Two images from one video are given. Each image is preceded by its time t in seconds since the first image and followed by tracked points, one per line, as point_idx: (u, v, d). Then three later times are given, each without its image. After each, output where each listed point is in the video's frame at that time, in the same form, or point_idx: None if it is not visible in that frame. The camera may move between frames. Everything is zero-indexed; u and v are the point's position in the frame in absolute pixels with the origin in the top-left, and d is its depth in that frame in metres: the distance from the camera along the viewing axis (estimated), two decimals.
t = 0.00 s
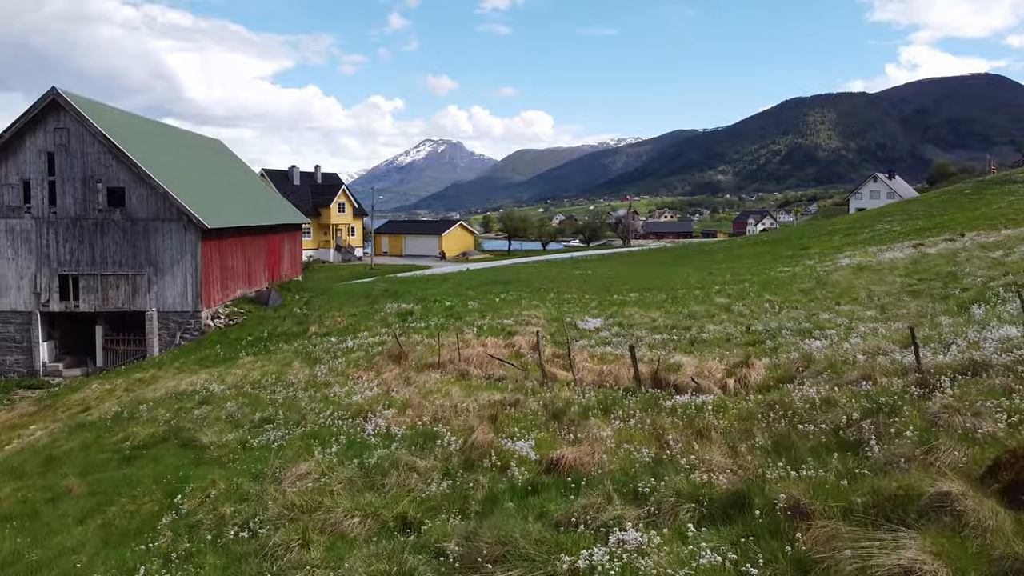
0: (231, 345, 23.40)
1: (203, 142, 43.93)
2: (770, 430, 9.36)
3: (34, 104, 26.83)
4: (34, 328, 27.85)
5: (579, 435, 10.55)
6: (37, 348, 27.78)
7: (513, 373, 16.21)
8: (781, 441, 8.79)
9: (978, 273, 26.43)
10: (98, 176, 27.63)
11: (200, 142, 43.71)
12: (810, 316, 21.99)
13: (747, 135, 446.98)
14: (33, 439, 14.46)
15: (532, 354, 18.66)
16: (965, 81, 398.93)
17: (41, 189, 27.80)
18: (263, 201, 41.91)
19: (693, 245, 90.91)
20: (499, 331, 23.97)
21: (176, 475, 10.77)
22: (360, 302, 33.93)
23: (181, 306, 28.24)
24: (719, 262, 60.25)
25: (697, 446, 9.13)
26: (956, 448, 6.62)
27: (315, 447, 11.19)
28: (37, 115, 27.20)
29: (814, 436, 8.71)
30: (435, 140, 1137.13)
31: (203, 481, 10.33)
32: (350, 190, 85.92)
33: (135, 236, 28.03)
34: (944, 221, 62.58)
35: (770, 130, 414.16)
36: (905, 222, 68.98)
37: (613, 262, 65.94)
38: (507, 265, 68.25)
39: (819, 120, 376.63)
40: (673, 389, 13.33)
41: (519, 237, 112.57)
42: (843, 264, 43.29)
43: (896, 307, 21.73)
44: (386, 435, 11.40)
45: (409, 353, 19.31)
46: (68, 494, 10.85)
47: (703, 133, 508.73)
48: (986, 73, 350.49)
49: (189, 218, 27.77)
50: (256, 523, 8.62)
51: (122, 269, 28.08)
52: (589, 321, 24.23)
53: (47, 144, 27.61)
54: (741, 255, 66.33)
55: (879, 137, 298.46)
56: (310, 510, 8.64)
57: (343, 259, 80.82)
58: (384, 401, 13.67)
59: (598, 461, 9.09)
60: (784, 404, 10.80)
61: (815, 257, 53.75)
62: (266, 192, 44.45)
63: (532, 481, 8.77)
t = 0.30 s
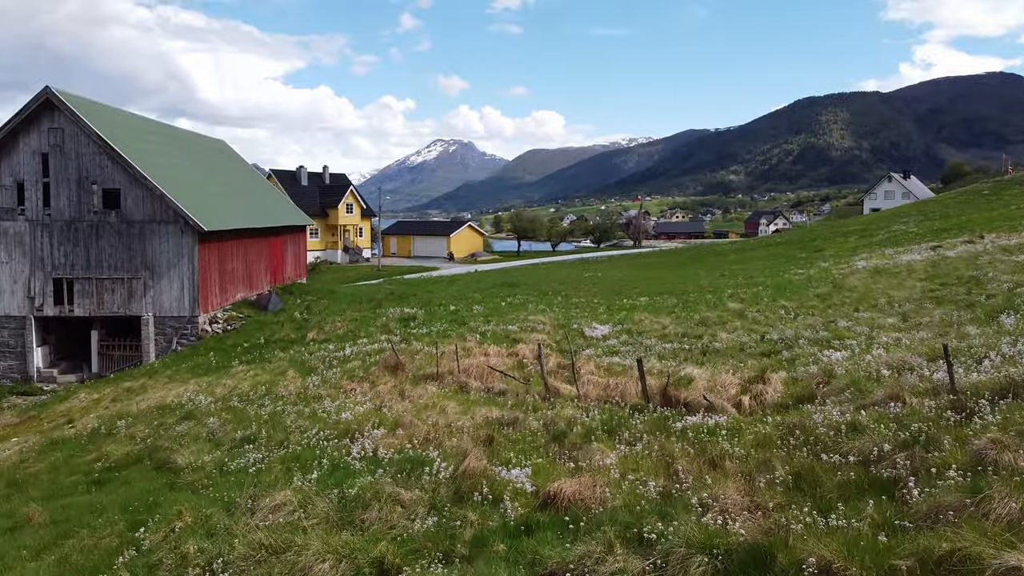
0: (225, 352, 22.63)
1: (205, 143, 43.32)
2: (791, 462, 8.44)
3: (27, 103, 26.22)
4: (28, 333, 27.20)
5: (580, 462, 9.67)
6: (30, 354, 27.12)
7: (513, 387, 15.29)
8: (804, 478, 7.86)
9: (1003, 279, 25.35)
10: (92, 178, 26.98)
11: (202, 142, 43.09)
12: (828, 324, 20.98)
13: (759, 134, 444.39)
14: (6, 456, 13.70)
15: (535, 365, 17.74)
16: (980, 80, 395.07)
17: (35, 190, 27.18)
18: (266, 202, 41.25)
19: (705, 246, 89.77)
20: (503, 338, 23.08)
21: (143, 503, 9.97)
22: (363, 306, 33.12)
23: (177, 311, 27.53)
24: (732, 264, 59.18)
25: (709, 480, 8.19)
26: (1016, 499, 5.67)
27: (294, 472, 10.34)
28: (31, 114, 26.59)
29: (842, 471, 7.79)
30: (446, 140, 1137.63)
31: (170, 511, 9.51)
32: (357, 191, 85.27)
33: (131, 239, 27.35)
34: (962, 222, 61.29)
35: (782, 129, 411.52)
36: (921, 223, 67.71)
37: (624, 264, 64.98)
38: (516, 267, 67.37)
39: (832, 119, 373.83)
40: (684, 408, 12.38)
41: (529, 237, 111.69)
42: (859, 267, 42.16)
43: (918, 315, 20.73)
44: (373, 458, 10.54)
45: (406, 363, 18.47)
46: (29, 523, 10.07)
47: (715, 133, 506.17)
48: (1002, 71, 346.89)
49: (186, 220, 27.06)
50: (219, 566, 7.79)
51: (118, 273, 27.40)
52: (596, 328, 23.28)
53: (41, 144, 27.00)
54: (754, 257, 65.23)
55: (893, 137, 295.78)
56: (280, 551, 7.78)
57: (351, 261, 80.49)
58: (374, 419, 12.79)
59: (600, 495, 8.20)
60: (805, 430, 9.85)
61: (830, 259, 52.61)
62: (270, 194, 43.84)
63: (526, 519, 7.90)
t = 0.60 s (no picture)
0: (216, 361, 21.81)
1: (205, 143, 42.63)
2: (814, 503, 7.52)
3: (16, 102, 25.52)
4: (16, 338, 26.45)
5: (579, 496, 8.76)
6: (19, 360, 26.36)
7: (511, 402, 14.41)
8: (829, 524, 6.94)
9: None
10: (83, 178, 26.24)
11: (202, 143, 42.37)
12: (844, 333, 20.03)
13: (768, 134, 442.25)
14: None
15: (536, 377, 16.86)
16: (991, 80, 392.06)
17: (24, 191, 26.47)
18: (266, 204, 40.52)
19: (714, 247, 88.72)
20: (505, 346, 22.22)
21: (99, 537, 9.13)
22: (362, 310, 32.26)
23: (170, 316, 26.76)
24: (742, 266, 58.17)
25: (721, 524, 7.29)
26: None
27: (266, 503, 9.46)
28: (20, 114, 25.90)
29: (876, 518, 6.85)
30: (454, 140, 1137.58)
31: (125, 549, 8.65)
32: (363, 191, 84.60)
33: (122, 242, 26.59)
34: (976, 223, 60.04)
35: (791, 130, 409.49)
36: (934, 224, 66.52)
37: (631, 266, 64.01)
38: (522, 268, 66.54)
39: (842, 119, 371.55)
40: (693, 430, 11.47)
41: (536, 238, 110.79)
42: (873, 270, 41.11)
43: (938, 323, 19.75)
44: (352, 487, 9.66)
45: (400, 373, 17.61)
46: None
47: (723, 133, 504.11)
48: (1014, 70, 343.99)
49: (178, 223, 26.28)
50: None
51: (109, 277, 26.64)
52: (602, 336, 22.39)
53: (31, 144, 26.32)
54: (763, 259, 64.16)
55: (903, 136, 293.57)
56: None
57: (356, 262, 79.90)
58: (360, 439, 11.92)
59: (598, 538, 7.31)
60: (828, 460, 8.91)
61: (841, 262, 51.57)
62: (271, 195, 43.13)
63: (514, 568, 7.02)
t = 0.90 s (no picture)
0: (204, 370, 20.97)
1: (203, 143, 41.86)
2: (843, 556, 6.59)
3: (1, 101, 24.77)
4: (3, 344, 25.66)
5: (576, 537, 7.86)
6: (5, 367, 25.56)
7: (508, 420, 13.50)
8: None
9: None
10: (70, 180, 25.46)
11: (200, 143, 41.61)
12: (860, 342, 19.04)
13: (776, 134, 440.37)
14: None
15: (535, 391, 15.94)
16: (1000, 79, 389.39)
17: (11, 194, 25.74)
18: (264, 206, 39.72)
19: (721, 248, 87.66)
20: (504, 355, 21.29)
21: None
22: (361, 315, 31.39)
23: (161, 322, 25.93)
24: (750, 268, 57.19)
25: None
26: None
27: (231, 541, 8.58)
28: (6, 113, 25.16)
29: None
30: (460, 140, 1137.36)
31: None
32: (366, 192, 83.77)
33: (111, 245, 25.79)
34: (990, 224, 58.90)
35: (799, 129, 407.55)
36: (946, 226, 65.41)
37: (638, 268, 63.07)
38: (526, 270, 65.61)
39: (850, 118, 369.46)
40: (702, 456, 10.54)
41: (541, 239, 109.86)
42: (886, 273, 40.04)
43: (960, 332, 18.77)
44: (327, 522, 8.77)
45: (393, 386, 16.73)
46: None
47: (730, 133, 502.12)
48: None
49: (169, 225, 25.45)
50: None
51: (98, 281, 25.85)
52: (606, 345, 21.45)
53: (17, 145, 25.57)
54: (772, 261, 63.08)
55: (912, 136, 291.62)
56: None
57: (358, 263, 79.10)
58: (343, 463, 11.03)
59: None
60: (855, 498, 7.99)
61: (852, 264, 50.52)
62: (270, 197, 42.34)
63: None
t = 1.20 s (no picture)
0: (189, 380, 20.09)
1: (198, 142, 41.01)
2: None
3: None
4: None
5: None
6: None
7: (501, 440, 12.58)
8: None
9: None
10: (55, 181, 24.61)
11: (195, 142, 40.73)
12: (876, 352, 18.09)
13: (781, 133, 438.79)
14: None
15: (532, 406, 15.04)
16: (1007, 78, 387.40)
17: None
18: (260, 206, 38.84)
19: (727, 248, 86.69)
20: (502, 364, 20.36)
21: None
22: (356, 320, 30.50)
23: (148, 328, 25.07)
24: (756, 270, 56.25)
25: None
26: None
27: None
28: None
29: None
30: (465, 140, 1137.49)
31: None
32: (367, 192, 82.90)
33: (97, 249, 24.94)
34: (1000, 225, 57.87)
35: (804, 129, 406.03)
36: (956, 227, 64.38)
37: (642, 269, 62.14)
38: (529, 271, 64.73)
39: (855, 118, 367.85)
40: (712, 486, 9.61)
41: (545, 240, 108.98)
42: (897, 276, 39.05)
43: (981, 342, 17.81)
44: (294, 566, 7.85)
45: (381, 399, 15.81)
46: None
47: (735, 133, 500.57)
48: None
49: (156, 228, 24.57)
50: None
51: (83, 286, 25.01)
52: (608, 353, 20.50)
53: None
54: (778, 263, 62.07)
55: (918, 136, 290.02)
56: None
57: (359, 265, 78.38)
58: (319, 492, 10.12)
59: None
60: (887, 547, 7.04)
61: (861, 266, 49.55)
62: (266, 197, 41.46)
63: None
